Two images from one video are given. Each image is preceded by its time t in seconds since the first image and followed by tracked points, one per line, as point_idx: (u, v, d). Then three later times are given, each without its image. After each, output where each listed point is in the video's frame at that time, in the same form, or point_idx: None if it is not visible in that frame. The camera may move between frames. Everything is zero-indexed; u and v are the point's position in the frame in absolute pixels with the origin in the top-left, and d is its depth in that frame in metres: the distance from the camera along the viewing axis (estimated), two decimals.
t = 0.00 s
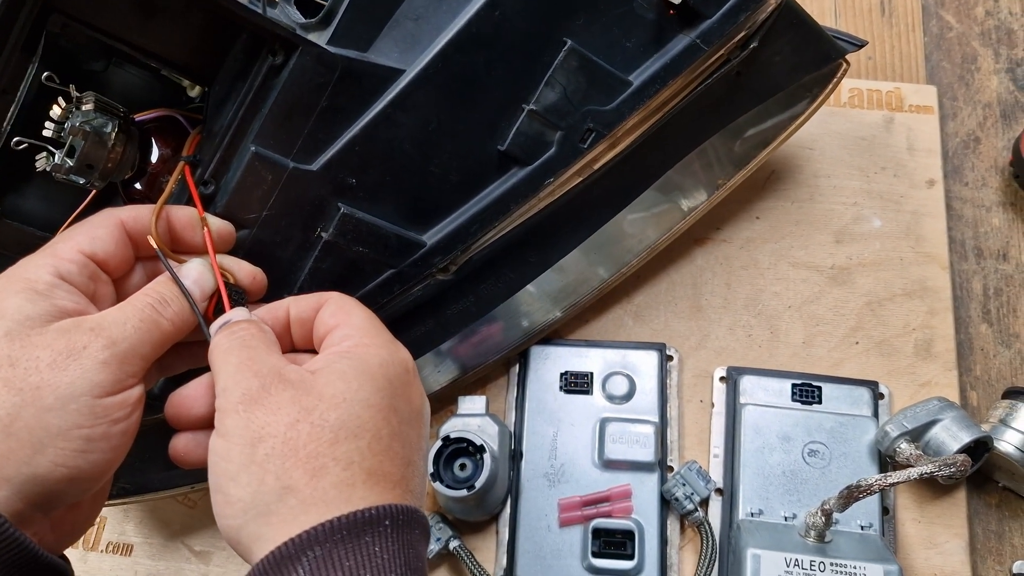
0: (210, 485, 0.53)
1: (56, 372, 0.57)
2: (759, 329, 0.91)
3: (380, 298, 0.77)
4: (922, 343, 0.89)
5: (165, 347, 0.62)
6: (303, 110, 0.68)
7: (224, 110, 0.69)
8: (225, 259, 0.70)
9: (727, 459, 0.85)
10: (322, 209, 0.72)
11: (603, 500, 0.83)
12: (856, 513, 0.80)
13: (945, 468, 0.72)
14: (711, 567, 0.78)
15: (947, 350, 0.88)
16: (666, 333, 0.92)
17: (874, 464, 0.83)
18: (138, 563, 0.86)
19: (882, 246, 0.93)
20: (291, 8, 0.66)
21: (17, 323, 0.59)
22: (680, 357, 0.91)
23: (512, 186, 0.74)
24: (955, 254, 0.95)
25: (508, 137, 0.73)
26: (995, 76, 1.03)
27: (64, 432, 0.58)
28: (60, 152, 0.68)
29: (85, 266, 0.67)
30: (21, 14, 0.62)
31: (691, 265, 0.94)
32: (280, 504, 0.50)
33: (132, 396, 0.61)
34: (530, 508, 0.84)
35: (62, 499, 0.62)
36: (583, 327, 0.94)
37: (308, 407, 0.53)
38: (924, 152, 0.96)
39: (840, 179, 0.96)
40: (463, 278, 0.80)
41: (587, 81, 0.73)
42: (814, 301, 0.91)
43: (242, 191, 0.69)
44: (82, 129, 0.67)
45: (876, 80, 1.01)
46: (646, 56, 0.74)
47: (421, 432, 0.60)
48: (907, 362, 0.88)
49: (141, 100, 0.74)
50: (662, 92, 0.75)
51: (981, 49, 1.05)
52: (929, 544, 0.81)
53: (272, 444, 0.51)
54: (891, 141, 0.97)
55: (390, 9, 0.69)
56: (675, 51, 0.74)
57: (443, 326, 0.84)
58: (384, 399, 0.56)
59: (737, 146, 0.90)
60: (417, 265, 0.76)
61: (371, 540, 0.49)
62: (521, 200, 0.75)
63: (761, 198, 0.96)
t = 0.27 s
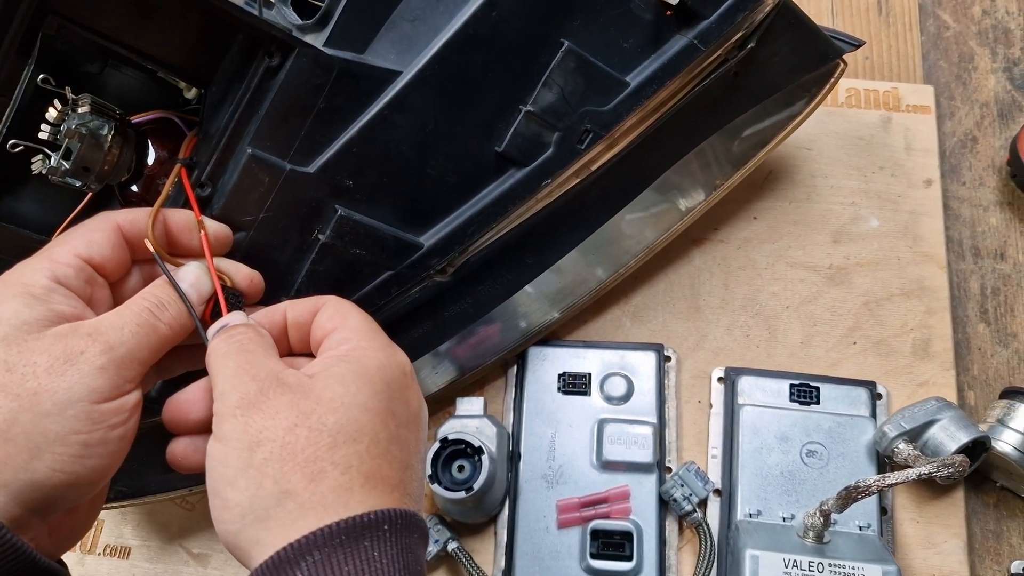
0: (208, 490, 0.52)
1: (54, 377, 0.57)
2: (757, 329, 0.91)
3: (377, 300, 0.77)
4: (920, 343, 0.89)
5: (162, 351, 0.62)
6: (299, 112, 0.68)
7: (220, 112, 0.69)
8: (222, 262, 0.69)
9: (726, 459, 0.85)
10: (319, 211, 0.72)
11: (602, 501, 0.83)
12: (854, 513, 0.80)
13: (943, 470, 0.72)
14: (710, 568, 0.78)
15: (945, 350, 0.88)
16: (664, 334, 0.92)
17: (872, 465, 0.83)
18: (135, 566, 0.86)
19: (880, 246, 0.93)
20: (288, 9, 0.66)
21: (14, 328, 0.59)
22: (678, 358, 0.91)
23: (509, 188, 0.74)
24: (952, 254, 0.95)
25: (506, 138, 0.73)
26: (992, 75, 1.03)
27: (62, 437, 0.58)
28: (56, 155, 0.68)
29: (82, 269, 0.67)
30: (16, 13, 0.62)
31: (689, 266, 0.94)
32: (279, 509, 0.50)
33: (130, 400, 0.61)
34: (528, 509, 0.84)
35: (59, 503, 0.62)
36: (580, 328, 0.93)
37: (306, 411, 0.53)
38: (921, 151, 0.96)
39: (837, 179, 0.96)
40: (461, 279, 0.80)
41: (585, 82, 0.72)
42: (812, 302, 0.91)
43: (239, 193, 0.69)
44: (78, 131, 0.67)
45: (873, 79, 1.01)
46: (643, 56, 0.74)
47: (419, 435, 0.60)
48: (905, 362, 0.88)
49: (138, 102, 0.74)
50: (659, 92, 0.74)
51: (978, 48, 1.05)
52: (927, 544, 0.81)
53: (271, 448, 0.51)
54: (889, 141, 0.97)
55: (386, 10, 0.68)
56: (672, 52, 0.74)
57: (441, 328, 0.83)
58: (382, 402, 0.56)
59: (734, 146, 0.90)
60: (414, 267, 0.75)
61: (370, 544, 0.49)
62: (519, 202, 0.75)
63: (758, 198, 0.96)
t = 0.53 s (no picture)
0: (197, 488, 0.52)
1: (42, 374, 0.57)
2: (752, 327, 0.91)
3: (369, 297, 0.76)
4: (915, 341, 0.89)
5: (152, 348, 0.61)
6: (291, 108, 0.68)
7: (211, 109, 0.68)
8: (213, 259, 0.69)
9: (720, 458, 0.85)
10: (311, 208, 0.71)
11: (596, 500, 0.83)
12: (849, 511, 0.80)
13: (939, 467, 0.71)
14: (704, 567, 0.78)
15: (940, 348, 0.88)
16: (658, 332, 0.91)
17: (867, 463, 0.82)
18: (127, 565, 0.85)
19: (875, 243, 0.92)
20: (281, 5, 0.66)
21: (3, 325, 0.59)
22: (672, 356, 0.90)
23: (503, 184, 0.74)
24: (948, 252, 0.95)
25: (499, 135, 0.72)
26: (988, 73, 1.03)
27: (50, 435, 0.57)
28: (46, 151, 0.67)
29: (71, 266, 0.67)
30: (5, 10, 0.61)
31: (684, 264, 0.94)
32: (268, 507, 0.49)
33: (119, 398, 0.60)
34: (522, 508, 0.83)
35: (48, 501, 0.61)
36: (575, 326, 0.93)
37: (296, 408, 0.52)
38: (917, 149, 0.96)
39: (832, 176, 0.95)
40: (454, 277, 0.79)
41: (578, 78, 0.72)
42: (807, 299, 0.91)
43: (230, 190, 0.68)
44: (68, 128, 0.66)
45: (868, 77, 1.01)
46: (638, 53, 0.74)
47: (411, 433, 0.60)
48: (900, 360, 0.88)
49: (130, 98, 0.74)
50: (654, 89, 0.74)
51: (974, 46, 1.04)
52: (923, 543, 0.81)
53: (260, 446, 0.51)
54: (884, 139, 0.96)
55: (379, 7, 0.68)
56: (666, 49, 0.73)
57: (434, 325, 0.83)
58: (373, 400, 0.56)
59: (730, 144, 0.89)
60: (407, 264, 0.75)
61: (361, 543, 0.48)
62: (512, 199, 0.74)
63: (753, 196, 0.96)
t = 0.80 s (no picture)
0: (190, 490, 0.52)
1: (35, 376, 0.57)
2: (748, 328, 0.91)
3: (365, 299, 0.76)
4: (911, 341, 0.89)
5: (146, 350, 0.61)
6: (286, 109, 0.67)
7: (206, 110, 0.68)
8: (208, 260, 0.69)
9: (716, 458, 0.85)
10: (306, 209, 0.71)
11: (592, 501, 0.83)
12: (845, 512, 0.80)
13: (934, 467, 0.71)
14: (700, 567, 0.78)
15: (936, 348, 0.88)
16: (654, 333, 0.92)
17: (863, 463, 0.82)
18: (123, 567, 0.85)
19: (871, 244, 0.92)
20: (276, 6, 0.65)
21: None
22: (668, 357, 0.90)
23: (498, 185, 0.74)
24: (943, 252, 0.95)
25: (494, 136, 0.72)
26: (983, 74, 1.03)
27: (44, 437, 0.57)
28: (41, 152, 0.67)
29: (65, 267, 0.67)
30: None
31: (680, 264, 0.94)
32: (262, 509, 0.49)
33: (114, 400, 0.60)
34: (518, 509, 0.83)
35: (42, 503, 0.61)
36: (571, 327, 0.93)
37: (291, 410, 0.52)
38: (912, 150, 0.96)
39: (828, 177, 0.96)
40: (450, 278, 0.79)
41: (574, 79, 0.72)
42: (803, 300, 0.91)
43: (225, 192, 0.68)
44: (62, 129, 0.66)
45: (864, 78, 1.01)
46: (633, 54, 0.74)
47: (405, 435, 0.60)
48: (896, 360, 0.88)
49: (125, 99, 0.73)
50: (649, 90, 0.74)
51: (969, 47, 1.05)
52: (918, 543, 0.81)
53: (254, 448, 0.51)
54: (880, 139, 0.97)
55: (373, 9, 0.68)
56: (662, 50, 0.73)
57: (430, 326, 0.83)
58: (368, 402, 0.56)
59: (727, 145, 0.89)
60: (402, 265, 0.75)
61: (354, 545, 0.48)
62: (508, 200, 0.74)
63: (749, 196, 0.96)
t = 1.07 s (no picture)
0: (187, 490, 0.52)
1: (33, 376, 0.57)
2: (746, 327, 0.91)
3: (363, 298, 0.76)
4: (908, 340, 0.89)
5: (144, 349, 0.61)
6: (284, 108, 0.67)
7: (204, 109, 0.68)
8: (206, 260, 0.69)
9: (714, 458, 0.85)
10: (304, 209, 0.71)
11: (590, 500, 0.83)
12: (843, 511, 0.80)
13: (931, 466, 0.71)
14: (698, 567, 0.78)
15: (933, 347, 0.88)
16: (652, 332, 0.92)
17: (861, 462, 0.83)
18: (121, 566, 0.85)
19: (869, 243, 0.93)
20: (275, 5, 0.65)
21: None
22: (666, 356, 0.90)
23: (496, 185, 0.74)
24: (941, 251, 0.95)
25: (492, 136, 0.73)
26: (980, 73, 1.04)
27: (41, 437, 0.57)
28: (39, 151, 0.67)
29: (63, 267, 0.67)
30: None
31: (678, 263, 0.94)
32: (259, 509, 0.49)
33: (112, 399, 0.60)
34: (516, 508, 0.84)
35: (39, 502, 0.61)
36: (569, 326, 0.93)
37: (288, 410, 0.52)
38: (910, 149, 0.96)
39: (826, 176, 0.96)
40: (448, 277, 0.79)
41: (572, 79, 0.72)
42: (801, 299, 0.91)
43: (223, 190, 0.68)
44: (60, 128, 0.66)
45: (861, 77, 1.01)
46: (631, 54, 0.74)
47: (403, 435, 0.60)
48: (894, 359, 0.88)
49: (123, 98, 0.73)
50: (647, 90, 0.74)
51: (967, 46, 1.05)
52: (916, 542, 0.81)
53: (252, 448, 0.51)
54: (877, 139, 0.97)
55: (372, 8, 0.68)
56: (660, 50, 0.73)
57: (428, 325, 0.83)
58: (365, 402, 0.56)
59: (725, 145, 0.89)
60: (401, 265, 0.75)
61: (351, 545, 0.48)
62: (506, 199, 0.74)
63: (747, 196, 0.96)
